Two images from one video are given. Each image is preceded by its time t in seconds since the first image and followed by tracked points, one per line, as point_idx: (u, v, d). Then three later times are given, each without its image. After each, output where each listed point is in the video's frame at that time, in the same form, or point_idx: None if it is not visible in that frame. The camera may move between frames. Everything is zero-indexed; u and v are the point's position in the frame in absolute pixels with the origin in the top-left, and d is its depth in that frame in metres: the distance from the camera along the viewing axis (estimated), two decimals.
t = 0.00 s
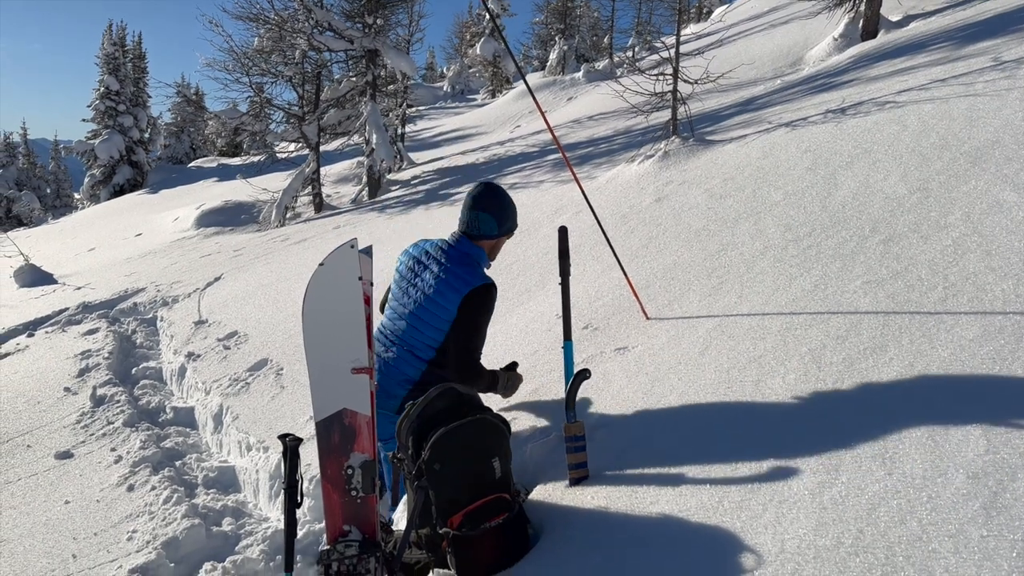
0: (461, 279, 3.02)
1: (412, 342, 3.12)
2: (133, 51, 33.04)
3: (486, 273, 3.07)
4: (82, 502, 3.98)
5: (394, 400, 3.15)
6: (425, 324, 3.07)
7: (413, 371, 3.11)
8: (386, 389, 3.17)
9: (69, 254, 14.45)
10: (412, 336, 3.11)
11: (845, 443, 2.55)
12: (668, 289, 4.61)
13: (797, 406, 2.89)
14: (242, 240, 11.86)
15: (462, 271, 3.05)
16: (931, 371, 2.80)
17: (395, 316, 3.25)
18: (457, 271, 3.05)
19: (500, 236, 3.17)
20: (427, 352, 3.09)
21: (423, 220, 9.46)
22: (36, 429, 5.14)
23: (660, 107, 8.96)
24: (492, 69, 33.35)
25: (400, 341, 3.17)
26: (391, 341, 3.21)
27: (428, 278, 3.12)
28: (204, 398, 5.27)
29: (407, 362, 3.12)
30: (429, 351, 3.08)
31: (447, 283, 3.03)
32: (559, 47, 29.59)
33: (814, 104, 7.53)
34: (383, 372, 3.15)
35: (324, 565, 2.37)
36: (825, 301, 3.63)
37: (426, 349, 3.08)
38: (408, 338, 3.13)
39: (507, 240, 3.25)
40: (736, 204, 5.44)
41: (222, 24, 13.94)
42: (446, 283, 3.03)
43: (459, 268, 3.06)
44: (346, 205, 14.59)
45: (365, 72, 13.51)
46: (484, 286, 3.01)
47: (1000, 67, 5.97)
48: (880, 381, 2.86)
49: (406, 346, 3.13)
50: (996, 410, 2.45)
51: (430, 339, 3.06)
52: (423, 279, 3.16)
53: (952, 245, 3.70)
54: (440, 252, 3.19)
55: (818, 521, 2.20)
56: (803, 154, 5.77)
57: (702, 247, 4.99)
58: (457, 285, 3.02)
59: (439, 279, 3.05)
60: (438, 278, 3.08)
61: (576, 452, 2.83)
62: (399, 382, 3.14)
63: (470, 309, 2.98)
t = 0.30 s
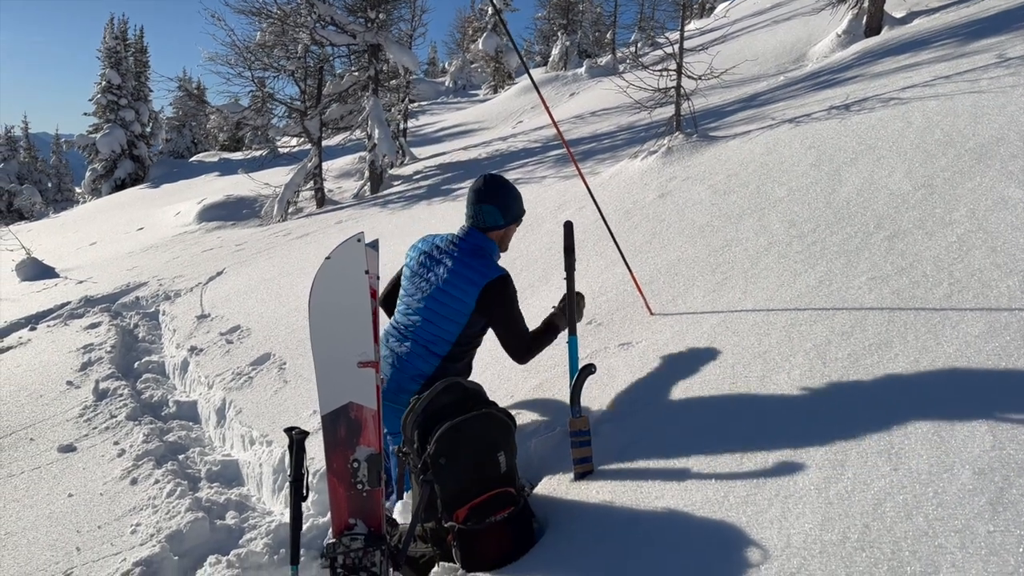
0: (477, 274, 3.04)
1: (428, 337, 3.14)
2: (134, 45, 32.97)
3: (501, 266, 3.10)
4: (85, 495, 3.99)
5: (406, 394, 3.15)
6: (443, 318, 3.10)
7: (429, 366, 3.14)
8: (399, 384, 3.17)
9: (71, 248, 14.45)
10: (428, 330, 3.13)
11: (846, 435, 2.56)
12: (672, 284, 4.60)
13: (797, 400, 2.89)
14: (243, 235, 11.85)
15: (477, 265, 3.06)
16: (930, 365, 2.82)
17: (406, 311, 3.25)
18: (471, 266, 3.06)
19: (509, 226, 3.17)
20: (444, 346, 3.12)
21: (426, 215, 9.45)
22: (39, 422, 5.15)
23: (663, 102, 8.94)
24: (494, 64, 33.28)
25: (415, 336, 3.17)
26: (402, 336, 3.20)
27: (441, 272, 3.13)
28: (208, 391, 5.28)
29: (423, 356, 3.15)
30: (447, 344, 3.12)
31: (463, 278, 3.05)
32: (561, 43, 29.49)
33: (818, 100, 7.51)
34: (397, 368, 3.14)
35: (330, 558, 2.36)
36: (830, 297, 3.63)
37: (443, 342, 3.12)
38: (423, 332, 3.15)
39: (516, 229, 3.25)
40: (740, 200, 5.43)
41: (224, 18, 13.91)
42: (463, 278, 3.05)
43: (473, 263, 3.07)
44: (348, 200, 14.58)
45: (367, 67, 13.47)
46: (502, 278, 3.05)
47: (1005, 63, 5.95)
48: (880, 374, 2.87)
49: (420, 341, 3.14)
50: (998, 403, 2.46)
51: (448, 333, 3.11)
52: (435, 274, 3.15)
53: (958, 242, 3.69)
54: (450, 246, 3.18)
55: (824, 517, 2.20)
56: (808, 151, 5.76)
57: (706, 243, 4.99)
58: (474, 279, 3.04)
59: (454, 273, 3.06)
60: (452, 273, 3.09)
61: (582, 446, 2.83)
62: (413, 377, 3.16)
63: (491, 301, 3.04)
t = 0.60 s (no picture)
0: (482, 258, 3.16)
1: (437, 327, 3.19)
2: (134, 40, 32.87)
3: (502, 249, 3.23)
4: (85, 490, 3.98)
5: (415, 385, 3.12)
6: (453, 303, 3.18)
7: (440, 354, 3.18)
8: (407, 374, 3.12)
9: (70, 243, 14.42)
10: (437, 319, 3.19)
11: (846, 414, 2.68)
12: (673, 281, 4.59)
13: (801, 383, 2.99)
14: (243, 230, 11.83)
15: (481, 251, 3.17)
16: (930, 356, 2.86)
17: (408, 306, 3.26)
18: (475, 252, 3.16)
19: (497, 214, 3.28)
20: (454, 332, 3.20)
21: (426, 210, 9.43)
22: (38, 418, 5.14)
23: (664, 99, 8.91)
24: (494, 60, 33.19)
25: (422, 329, 3.20)
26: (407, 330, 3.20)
27: (443, 262, 3.20)
28: (207, 387, 5.27)
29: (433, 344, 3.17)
30: (457, 330, 3.20)
31: (470, 266, 3.15)
32: (561, 39, 29.42)
33: (819, 97, 7.48)
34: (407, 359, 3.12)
35: (330, 555, 2.35)
36: (831, 294, 3.62)
37: (454, 329, 3.19)
38: (431, 322, 3.20)
39: (504, 217, 3.37)
40: (741, 197, 5.41)
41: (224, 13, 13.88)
42: (472, 265, 3.15)
43: (476, 250, 3.18)
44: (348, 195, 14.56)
45: (367, 62, 13.42)
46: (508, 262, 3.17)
47: (1006, 60, 5.92)
48: (882, 361, 2.94)
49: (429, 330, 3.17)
50: (998, 394, 2.50)
51: (458, 318, 3.19)
52: (436, 264, 3.22)
53: (959, 239, 3.68)
54: (447, 239, 3.25)
55: (826, 515, 2.19)
56: (809, 147, 5.74)
57: (707, 240, 4.97)
58: (481, 263, 3.15)
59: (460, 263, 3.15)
60: (455, 261, 3.18)
61: (582, 443, 2.82)
62: (422, 368, 3.15)
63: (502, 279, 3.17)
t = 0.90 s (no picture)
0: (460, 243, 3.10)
1: (424, 318, 3.15)
2: (131, 35, 32.74)
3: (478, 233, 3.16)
4: (78, 488, 3.95)
5: (411, 376, 3.12)
6: (438, 291, 3.13)
7: (432, 344, 3.15)
8: (401, 367, 3.11)
9: (66, 239, 14.36)
10: (424, 310, 3.14)
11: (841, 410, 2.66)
12: (670, 278, 4.56)
13: (798, 380, 2.96)
14: (240, 226, 11.77)
15: (458, 236, 3.12)
16: (925, 351, 2.85)
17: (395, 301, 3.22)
18: (452, 238, 3.11)
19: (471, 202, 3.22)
20: (443, 320, 3.16)
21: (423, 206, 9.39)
22: (32, 415, 5.11)
23: (662, 94, 8.87)
24: (492, 56, 33.09)
25: (409, 321, 3.16)
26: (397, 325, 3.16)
27: (422, 253, 3.16)
28: (202, 384, 5.24)
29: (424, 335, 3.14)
30: (446, 318, 3.16)
31: (449, 255, 3.11)
32: (560, 34, 29.32)
33: (818, 93, 7.44)
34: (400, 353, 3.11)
35: (321, 555, 2.32)
36: (830, 291, 3.59)
37: (442, 317, 3.16)
38: (418, 313, 3.16)
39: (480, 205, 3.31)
40: (739, 193, 5.38)
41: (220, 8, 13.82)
42: (451, 252, 3.11)
43: (453, 236, 3.12)
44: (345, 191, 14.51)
45: (365, 57, 13.33)
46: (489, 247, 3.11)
47: (1006, 56, 5.89)
48: (878, 356, 2.93)
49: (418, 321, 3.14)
50: (995, 390, 2.48)
51: (446, 305, 3.15)
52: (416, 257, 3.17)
53: (958, 236, 3.65)
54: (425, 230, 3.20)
55: (824, 515, 2.16)
56: (807, 143, 5.70)
57: (705, 236, 4.94)
58: (460, 249, 3.10)
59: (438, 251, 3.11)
60: (434, 250, 3.13)
61: (577, 442, 2.79)
62: (416, 359, 3.13)
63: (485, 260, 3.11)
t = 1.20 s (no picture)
0: (421, 224, 3.08)
1: (401, 304, 3.12)
2: (127, 33, 32.67)
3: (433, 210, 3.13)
4: (75, 485, 3.96)
5: (399, 362, 3.11)
6: (410, 274, 3.10)
7: (415, 329, 3.11)
8: (386, 355, 3.11)
9: (64, 238, 14.35)
10: (399, 296, 3.12)
11: (843, 417, 2.59)
12: (666, 274, 4.57)
13: (801, 382, 2.91)
14: (237, 224, 11.77)
15: (419, 217, 3.09)
16: (926, 353, 2.81)
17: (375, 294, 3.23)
18: (415, 220, 3.08)
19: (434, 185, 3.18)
20: (422, 303, 3.11)
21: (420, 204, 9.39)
22: (29, 412, 5.11)
23: (659, 92, 8.87)
24: (490, 54, 33.06)
25: (388, 310, 3.14)
26: (378, 317, 3.16)
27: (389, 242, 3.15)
28: (199, 381, 5.24)
29: (404, 321, 3.11)
30: (424, 300, 3.10)
31: (413, 238, 3.08)
32: (558, 32, 29.29)
33: (815, 90, 7.44)
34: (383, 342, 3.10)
35: (317, 550, 2.33)
36: (825, 287, 3.60)
37: (419, 300, 3.10)
38: (396, 301, 3.13)
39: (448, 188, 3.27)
40: (735, 190, 5.39)
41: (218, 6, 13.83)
42: (414, 232, 3.07)
43: (415, 218, 3.09)
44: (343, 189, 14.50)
45: (362, 56, 13.28)
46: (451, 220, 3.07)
47: (1001, 53, 5.90)
48: (882, 361, 2.87)
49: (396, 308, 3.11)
50: (988, 386, 2.49)
51: (421, 287, 3.09)
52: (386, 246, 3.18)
53: (953, 232, 3.66)
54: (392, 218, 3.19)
55: (817, 509, 2.17)
56: (803, 140, 5.71)
57: (701, 233, 4.95)
58: (423, 229, 3.07)
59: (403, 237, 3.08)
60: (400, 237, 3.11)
61: (571, 437, 2.79)
62: (400, 346, 3.11)
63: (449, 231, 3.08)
